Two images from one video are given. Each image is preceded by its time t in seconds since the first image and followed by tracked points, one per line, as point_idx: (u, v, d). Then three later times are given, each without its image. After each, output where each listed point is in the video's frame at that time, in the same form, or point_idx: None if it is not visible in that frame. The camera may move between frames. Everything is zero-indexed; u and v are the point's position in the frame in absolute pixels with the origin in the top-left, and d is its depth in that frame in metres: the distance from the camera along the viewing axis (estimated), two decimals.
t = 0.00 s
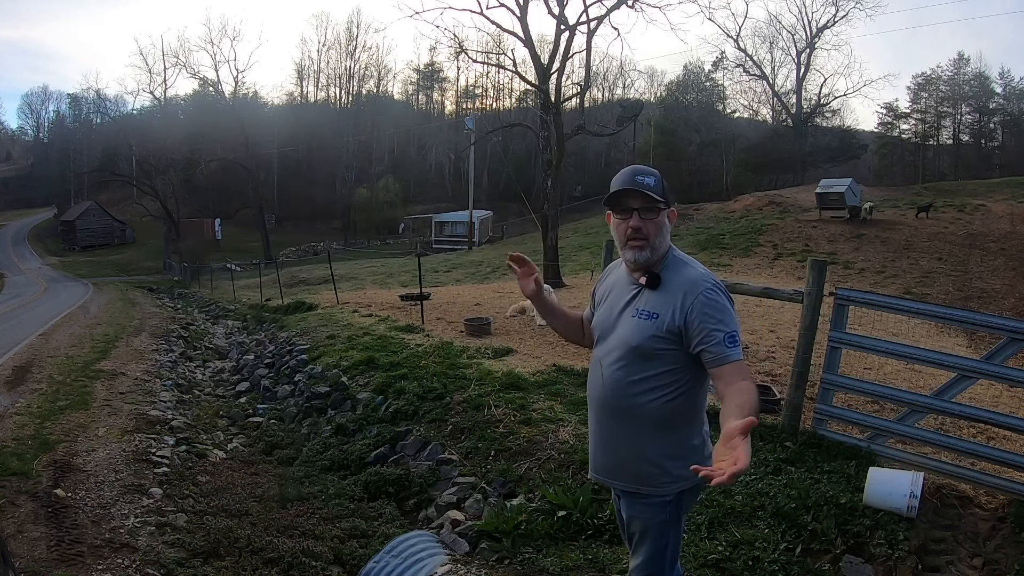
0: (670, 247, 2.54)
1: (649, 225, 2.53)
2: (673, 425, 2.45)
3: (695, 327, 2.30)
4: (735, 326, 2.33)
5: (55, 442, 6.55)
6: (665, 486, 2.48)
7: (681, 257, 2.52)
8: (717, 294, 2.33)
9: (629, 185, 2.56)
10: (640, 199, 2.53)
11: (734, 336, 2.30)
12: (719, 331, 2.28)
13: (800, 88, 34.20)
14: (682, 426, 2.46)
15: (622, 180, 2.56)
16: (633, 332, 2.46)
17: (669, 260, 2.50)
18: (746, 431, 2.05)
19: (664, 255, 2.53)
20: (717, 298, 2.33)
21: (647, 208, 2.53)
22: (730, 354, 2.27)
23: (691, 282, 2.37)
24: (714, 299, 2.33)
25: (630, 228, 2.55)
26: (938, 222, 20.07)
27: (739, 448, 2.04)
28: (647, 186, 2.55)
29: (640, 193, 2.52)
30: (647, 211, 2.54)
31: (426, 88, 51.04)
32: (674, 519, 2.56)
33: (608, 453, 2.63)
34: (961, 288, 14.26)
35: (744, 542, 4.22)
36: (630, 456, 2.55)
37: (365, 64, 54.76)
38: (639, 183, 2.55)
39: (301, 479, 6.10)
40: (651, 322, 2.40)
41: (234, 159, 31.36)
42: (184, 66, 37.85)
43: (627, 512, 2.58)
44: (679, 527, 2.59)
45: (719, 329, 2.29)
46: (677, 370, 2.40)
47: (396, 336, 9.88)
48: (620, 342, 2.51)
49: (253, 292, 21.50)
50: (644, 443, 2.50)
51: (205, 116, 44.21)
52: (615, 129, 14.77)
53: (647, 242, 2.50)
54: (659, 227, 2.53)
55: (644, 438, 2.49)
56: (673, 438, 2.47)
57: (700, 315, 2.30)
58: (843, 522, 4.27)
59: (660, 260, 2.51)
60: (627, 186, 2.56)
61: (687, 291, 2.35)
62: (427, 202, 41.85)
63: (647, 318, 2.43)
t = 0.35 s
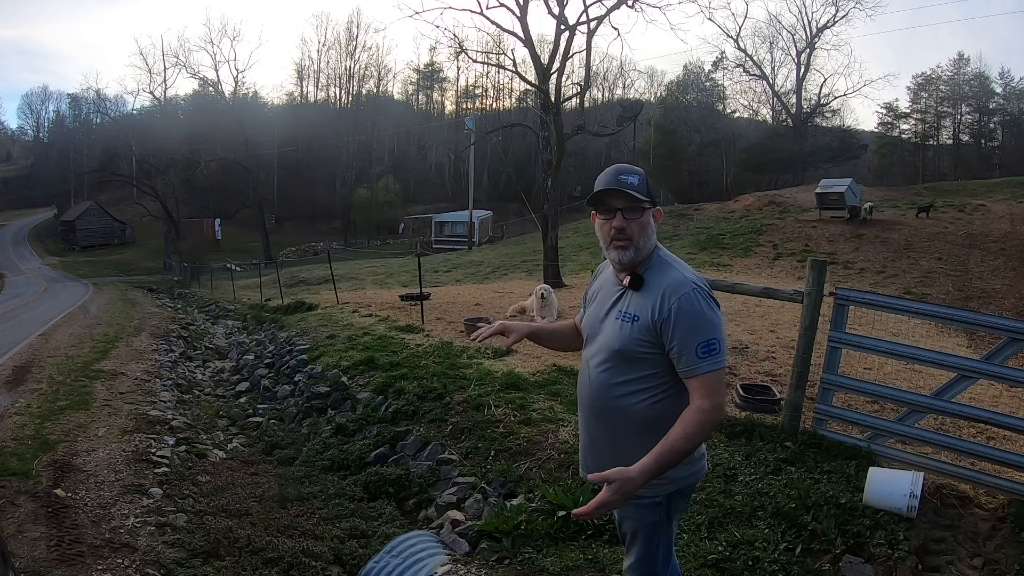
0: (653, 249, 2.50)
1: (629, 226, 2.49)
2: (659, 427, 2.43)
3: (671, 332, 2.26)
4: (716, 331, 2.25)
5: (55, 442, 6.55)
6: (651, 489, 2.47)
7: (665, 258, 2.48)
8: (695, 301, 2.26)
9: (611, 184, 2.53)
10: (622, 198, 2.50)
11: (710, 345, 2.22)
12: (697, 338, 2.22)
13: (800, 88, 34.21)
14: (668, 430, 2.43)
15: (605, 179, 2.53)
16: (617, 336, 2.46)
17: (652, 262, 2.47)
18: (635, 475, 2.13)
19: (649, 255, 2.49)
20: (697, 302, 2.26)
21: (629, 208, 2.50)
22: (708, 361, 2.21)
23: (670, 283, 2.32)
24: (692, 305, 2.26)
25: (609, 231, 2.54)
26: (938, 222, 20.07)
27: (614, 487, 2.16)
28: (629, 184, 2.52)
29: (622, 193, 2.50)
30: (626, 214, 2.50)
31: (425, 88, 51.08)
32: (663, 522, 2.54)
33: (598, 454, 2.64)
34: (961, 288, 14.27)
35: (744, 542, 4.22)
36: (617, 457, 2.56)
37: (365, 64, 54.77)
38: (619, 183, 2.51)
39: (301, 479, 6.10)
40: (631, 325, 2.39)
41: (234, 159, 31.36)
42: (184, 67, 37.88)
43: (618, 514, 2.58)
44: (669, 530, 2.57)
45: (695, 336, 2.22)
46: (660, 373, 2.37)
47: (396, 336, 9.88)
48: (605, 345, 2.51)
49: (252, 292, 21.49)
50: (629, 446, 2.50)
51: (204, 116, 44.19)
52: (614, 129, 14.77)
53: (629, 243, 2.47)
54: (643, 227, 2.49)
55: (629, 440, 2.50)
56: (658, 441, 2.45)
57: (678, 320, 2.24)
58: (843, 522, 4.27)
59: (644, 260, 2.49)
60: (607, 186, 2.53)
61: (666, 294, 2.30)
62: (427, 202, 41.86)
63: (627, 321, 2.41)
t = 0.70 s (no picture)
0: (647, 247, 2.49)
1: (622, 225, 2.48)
2: (654, 426, 2.43)
3: (667, 330, 2.26)
4: (711, 330, 2.26)
5: (55, 442, 6.55)
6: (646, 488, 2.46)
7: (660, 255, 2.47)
8: (691, 299, 2.27)
9: (603, 182, 2.52)
10: (615, 197, 2.48)
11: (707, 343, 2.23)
12: (693, 336, 2.23)
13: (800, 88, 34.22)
14: (663, 429, 2.43)
15: (596, 178, 2.52)
16: (611, 334, 2.45)
17: (646, 260, 2.46)
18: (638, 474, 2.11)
19: (643, 254, 2.49)
20: (692, 299, 2.26)
21: (621, 206, 2.48)
22: (705, 359, 2.22)
23: (665, 282, 2.32)
24: (688, 304, 2.26)
25: (601, 231, 2.53)
26: (938, 222, 20.07)
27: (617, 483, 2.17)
28: (622, 182, 2.51)
29: (614, 191, 2.48)
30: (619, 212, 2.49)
31: (426, 88, 51.05)
32: (657, 520, 2.54)
33: (592, 453, 2.64)
34: (961, 288, 14.28)
35: (744, 542, 4.22)
36: (610, 456, 2.56)
37: (365, 64, 54.77)
38: (612, 182, 2.49)
39: (301, 479, 6.10)
40: (626, 324, 2.39)
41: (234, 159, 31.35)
42: (183, 67, 37.88)
43: (611, 513, 2.58)
44: (664, 528, 2.58)
45: (692, 335, 2.23)
46: (655, 372, 2.37)
47: (396, 336, 9.88)
48: (600, 344, 2.51)
49: (252, 292, 21.49)
50: (624, 445, 2.50)
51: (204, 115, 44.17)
52: (614, 129, 14.76)
53: (621, 243, 2.47)
54: (635, 226, 2.48)
55: (623, 439, 2.50)
56: (652, 440, 2.45)
57: (673, 319, 2.25)
58: (843, 522, 4.27)
59: (638, 258, 2.48)
60: (600, 184, 2.51)
61: (661, 294, 2.30)
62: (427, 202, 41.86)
63: (622, 321, 2.41)
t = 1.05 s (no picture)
0: (648, 247, 2.48)
1: (623, 224, 2.48)
2: (650, 427, 2.43)
3: (664, 332, 2.25)
4: (709, 333, 2.25)
5: (55, 442, 6.55)
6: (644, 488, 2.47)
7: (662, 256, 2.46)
8: (690, 302, 2.25)
9: (605, 183, 2.52)
10: (618, 197, 2.47)
11: (703, 345, 2.22)
12: (690, 339, 2.21)
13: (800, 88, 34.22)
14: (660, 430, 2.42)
15: (599, 177, 2.51)
16: (610, 334, 2.45)
17: (646, 260, 2.45)
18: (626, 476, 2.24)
19: (644, 254, 2.48)
20: (691, 301, 2.25)
21: (623, 206, 2.48)
22: (701, 362, 2.21)
23: (663, 284, 2.30)
24: (686, 306, 2.24)
25: (604, 230, 2.52)
26: (938, 222, 20.07)
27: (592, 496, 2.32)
28: (625, 181, 2.50)
29: (616, 191, 2.48)
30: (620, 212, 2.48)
31: (426, 88, 51.06)
32: (654, 520, 2.54)
33: (591, 451, 2.65)
34: (961, 288, 14.28)
35: (744, 542, 4.22)
36: (607, 456, 2.57)
37: (365, 64, 54.78)
38: (614, 181, 2.49)
39: (301, 479, 6.10)
40: (624, 324, 2.38)
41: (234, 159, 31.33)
42: (184, 66, 37.87)
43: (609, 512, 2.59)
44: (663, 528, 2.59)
45: (688, 336, 2.22)
46: (652, 372, 2.37)
47: (396, 336, 9.88)
48: (599, 344, 2.51)
49: (252, 292, 21.48)
50: (622, 445, 2.50)
51: (204, 115, 44.15)
52: (614, 129, 14.77)
53: (622, 241, 2.47)
54: (638, 225, 2.48)
55: (620, 438, 2.49)
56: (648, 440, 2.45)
57: (670, 321, 2.23)
58: (843, 521, 4.27)
59: (638, 258, 2.48)
60: (600, 185, 2.52)
61: (659, 295, 2.28)
62: (427, 202, 41.86)
63: (620, 320, 2.41)
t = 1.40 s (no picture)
0: (643, 247, 2.47)
1: (615, 224, 2.47)
2: (647, 431, 2.41)
3: (660, 335, 2.24)
4: (707, 337, 2.24)
5: (55, 442, 6.55)
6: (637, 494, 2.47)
7: (657, 256, 2.45)
8: (688, 306, 2.24)
9: (594, 182, 2.51)
10: (608, 196, 2.46)
11: (702, 349, 2.22)
12: (687, 343, 2.21)
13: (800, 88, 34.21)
14: (654, 434, 2.42)
15: (592, 176, 2.51)
16: (604, 335, 2.45)
17: (641, 260, 2.44)
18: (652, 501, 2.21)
19: (638, 254, 2.47)
20: (687, 304, 2.24)
21: (612, 205, 2.47)
22: (699, 366, 2.21)
23: (659, 286, 2.29)
24: (685, 311, 2.23)
25: (596, 229, 2.51)
26: (938, 222, 20.07)
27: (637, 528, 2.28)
28: (616, 179, 2.49)
29: (609, 188, 2.46)
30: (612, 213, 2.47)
31: (426, 88, 51.06)
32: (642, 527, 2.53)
33: (582, 456, 2.64)
34: (960, 288, 14.27)
35: (744, 542, 4.22)
36: (598, 460, 2.56)
37: (365, 64, 54.76)
38: (605, 180, 2.48)
39: (301, 479, 6.10)
40: (618, 326, 2.38)
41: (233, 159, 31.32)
42: (184, 67, 37.85)
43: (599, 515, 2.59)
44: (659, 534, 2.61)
45: (687, 342, 2.21)
46: (647, 376, 2.37)
47: (396, 336, 9.88)
48: (591, 346, 2.51)
49: (252, 292, 21.49)
50: (614, 450, 2.49)
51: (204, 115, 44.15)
52: (614, 129, 14.76)
53: (613, 241, 2.46)
54: (631, 225, 2.47)
55: (615, 443, 2.48)
56: (643, 445, 2.43)
57: (666, 324, 2.23)
58: (843, 522, 4.27)
59: (632, 258, 2.47)
60: (591, 184, 2.51)
61: (654, 298, 2.27)
62: (427, 202, 41.84)
63: (614, 322, 2.41)
